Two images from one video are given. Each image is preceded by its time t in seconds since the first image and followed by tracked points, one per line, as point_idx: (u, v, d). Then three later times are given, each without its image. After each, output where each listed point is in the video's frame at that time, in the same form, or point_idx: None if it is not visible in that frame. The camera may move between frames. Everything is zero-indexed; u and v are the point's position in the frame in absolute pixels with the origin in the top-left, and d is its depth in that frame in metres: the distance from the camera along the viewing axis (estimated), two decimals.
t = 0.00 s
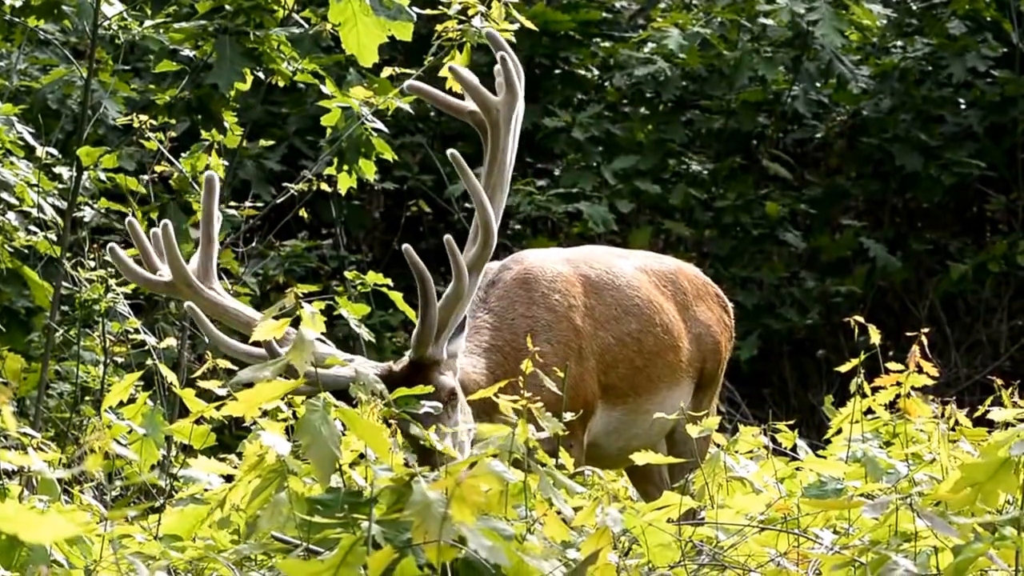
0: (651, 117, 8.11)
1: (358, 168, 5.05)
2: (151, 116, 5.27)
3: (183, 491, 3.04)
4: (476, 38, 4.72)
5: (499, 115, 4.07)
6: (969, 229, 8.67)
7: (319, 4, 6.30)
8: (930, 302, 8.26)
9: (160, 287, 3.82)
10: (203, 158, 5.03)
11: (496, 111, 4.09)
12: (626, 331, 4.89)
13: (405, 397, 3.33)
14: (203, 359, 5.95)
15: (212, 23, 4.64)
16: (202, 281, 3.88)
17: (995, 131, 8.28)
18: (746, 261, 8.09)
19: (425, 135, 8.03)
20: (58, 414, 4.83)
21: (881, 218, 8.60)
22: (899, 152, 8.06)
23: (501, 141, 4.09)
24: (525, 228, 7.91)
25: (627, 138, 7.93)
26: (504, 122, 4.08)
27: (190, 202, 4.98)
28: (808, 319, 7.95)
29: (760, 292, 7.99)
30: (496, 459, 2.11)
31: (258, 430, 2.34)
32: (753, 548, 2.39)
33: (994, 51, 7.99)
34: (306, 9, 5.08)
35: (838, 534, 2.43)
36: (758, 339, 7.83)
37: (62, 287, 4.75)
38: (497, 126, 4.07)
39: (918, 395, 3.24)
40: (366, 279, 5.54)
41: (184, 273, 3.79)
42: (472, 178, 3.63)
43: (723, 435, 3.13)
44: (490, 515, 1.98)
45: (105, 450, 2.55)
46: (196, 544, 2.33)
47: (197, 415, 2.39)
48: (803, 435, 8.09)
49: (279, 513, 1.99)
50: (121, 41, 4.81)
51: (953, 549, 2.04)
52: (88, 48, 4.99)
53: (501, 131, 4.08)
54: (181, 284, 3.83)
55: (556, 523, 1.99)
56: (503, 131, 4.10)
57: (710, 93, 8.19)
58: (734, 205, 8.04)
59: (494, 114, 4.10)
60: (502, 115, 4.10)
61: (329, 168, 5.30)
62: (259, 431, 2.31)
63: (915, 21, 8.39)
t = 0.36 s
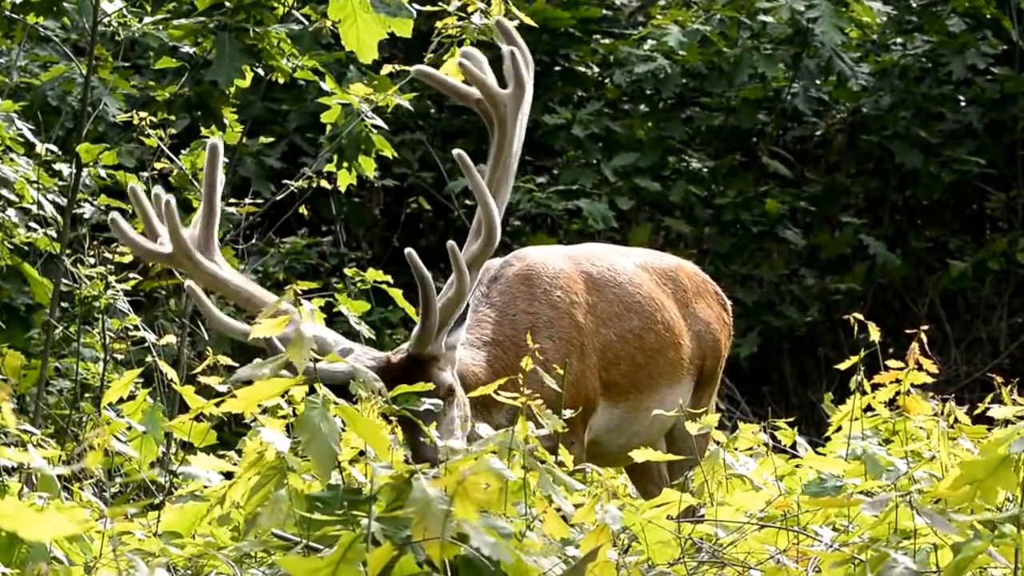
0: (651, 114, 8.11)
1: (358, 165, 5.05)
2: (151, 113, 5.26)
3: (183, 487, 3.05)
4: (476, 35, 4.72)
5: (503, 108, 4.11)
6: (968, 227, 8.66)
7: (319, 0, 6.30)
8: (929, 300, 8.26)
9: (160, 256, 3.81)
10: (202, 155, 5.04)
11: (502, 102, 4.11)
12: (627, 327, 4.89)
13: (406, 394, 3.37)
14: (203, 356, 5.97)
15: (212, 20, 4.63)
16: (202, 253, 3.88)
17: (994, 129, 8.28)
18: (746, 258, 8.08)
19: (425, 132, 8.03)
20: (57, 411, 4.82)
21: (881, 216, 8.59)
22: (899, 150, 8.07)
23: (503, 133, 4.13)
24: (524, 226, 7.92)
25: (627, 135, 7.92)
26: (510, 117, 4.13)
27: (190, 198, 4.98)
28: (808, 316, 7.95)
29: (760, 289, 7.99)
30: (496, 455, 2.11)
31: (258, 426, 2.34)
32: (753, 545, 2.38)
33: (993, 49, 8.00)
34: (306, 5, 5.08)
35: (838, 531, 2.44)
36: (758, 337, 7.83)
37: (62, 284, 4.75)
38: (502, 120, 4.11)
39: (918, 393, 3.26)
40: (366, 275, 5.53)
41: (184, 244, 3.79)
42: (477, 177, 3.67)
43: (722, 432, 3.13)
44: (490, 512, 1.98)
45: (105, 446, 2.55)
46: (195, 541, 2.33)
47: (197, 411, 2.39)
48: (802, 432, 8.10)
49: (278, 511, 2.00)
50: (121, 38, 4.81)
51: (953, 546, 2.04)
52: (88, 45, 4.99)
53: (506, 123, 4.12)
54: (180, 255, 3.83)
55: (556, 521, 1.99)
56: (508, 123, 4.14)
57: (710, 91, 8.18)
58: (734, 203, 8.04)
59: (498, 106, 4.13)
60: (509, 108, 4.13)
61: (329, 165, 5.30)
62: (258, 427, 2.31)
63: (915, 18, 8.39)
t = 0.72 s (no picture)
0: (650, 112, 8.10)
1: (357, 163, 5.05)
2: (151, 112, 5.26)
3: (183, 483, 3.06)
4: (476, 33, 4.71)
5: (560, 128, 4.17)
6: (968, 225, 8.65)
7: None
8: (929, 298, 8.26)
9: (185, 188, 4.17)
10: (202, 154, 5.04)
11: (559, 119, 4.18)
12: (625, 326, 4.89)
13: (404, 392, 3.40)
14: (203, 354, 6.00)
15: (212, 18, 4.63)
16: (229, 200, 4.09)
17: (994, 127, 8.28)
18: (745, 256, 8.06)
19: (425, 131, 8.03)
20: (57, 409, 4.84)
21: (880, 214, 8.60)
22: (899, 148, 8.07)
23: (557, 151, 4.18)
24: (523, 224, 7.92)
25: (626, 133, 7.92)
26: (571, 136, 4.19)
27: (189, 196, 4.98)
28: (807, 314, 7.95)
29: (759, 288, 7.99)
30: (496, 454, 2.11)
31: (257, 424, 2.34)
32: (751, 543, 2.38)
33: (993, 47, 8.00)
34: (305, 3, 5.07)
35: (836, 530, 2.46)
36: (757, 335, 7.83)
37: (62, 282, 4.76)
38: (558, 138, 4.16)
39: (917, 391, 3.25)
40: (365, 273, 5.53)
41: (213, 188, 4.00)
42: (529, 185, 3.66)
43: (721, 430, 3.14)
44: (489, 511, 1.98)
45: (106, 444, 2.56)
46: (194, 539, 2.33)
47: (196, 409, 2.39)
48: (801, 431, 8.11)
49: (278, 510, 2.02)
50: (121, 36, 4.81)
51: (951, 545, 2.05)
52: (88, 43, 5.00)
53: (565, 141, 4.18)
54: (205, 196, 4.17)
55: (555, 520, 2.00)
56: (568, 141, 4.20)
57: (709, 89, 8.17)
58: (733, 201, 8.05)
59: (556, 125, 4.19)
60: (571, 127, 4.19)
61: (329, 163, 5.30)
62: (258, 425, 2.31)
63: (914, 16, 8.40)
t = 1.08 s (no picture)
0: (648, 112, 8.10)
1: (355, 163, 5.05)
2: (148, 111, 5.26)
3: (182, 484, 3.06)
4: (473, 33, 4.70)
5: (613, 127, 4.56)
6: (966, 225, 8.64)
7: None
8: (927, 299, 8.27)
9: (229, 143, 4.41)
10: (201, 154, 5.04)
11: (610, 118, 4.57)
12: (619, 326, 4.90)
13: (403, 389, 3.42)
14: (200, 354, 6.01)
15: (210, 18, 4.63)
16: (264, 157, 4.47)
17: (992, 127, 8.28)
18: (743, 257, 8.07)
19: (422, 130, 8.03)
20: (54, 408, 4.84)
21: (878, 215, 8.60)
22: (897, 149, 8.08)
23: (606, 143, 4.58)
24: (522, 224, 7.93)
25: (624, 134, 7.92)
26: (621, 128, 4.55)
27: (187, 196, 4.98)
28: (805, 315, 7.95)
29: (757, 288, 7.99)
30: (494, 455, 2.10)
31: (254, 424, 2.35)
32: (749, 544, 2.38)
33: (991, 48, 8.00)
34: (303, 3, 5.07)
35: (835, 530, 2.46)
36: (755, 335, 7.83)
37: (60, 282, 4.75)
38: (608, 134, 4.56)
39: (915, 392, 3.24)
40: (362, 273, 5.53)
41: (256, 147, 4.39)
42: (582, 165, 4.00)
43: (719, 431, 3.14)
44: (487, 511, 1.98)
45: (104, 444, 2.58)
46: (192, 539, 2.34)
47: (194, 410, 2.40)
48: (799, 431, 8.12)
49: (275, 509, 2.03)
50: (119, 35, 4.81)
51: (948, 546, 2.05)
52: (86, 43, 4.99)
53: (614, 133, 4.55)
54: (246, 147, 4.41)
55: (553, 519, 2.00)
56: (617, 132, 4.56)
57: (707, 89, 8.18)
58: (731, 202, 8.05)
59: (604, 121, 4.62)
60: (623, 120, 4.55)
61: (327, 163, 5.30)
62: (255, 427, 2.32)
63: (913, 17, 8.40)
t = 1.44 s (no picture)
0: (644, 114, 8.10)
1: (351, 164, 5.04)
2: (144, 114, 5.26)
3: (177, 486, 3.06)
4: (469, 35, 4.72)
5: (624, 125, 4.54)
6: (962, 227, 8.65)
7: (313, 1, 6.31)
8: (922, 301, 8.27)
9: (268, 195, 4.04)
10: (197, 155, 5.04)
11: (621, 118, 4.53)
12: (611, 325, 4.90)
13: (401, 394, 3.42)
14: (197, 355, 6.03)
15: (205, 19, 4.62)
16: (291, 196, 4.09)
17: (988, 130, 8.28)
18: (739, 259, 8.09)
19: (418, 132, 8.04)
20: (50, 410, 4.84)
21: (874, 217, 8.60)
22: (892, 151, 8.09)
23: (619, 142, 4.56)
24: (518, 227, 7.93)
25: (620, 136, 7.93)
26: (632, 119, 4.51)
27: (183, 198, 4.98)
28: (801, 317, 7.95)
29: (752, 291, 8.00)
30: (489, 456, 2.11)
31: (250, 427, 2.35)
32: (745, 546, 2.38)
33: (987, 50, 8.00)
34: (299, 6, 5.08)
35: (831, 532, 2.47)
36: (751, 338, 7.83)
37: (56, 284, 4.75)
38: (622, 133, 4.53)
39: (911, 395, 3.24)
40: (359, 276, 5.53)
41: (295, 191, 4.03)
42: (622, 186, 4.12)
43: (715, 434, 3.16)
44: (483, 513, 1.98)
45: (100, 446, 2.59)
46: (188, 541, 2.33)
47: (190, 411, 2.40)
48: (795, 433, 8.13)
49: (270, 512, 2.03)
50: (115, 37, 4.81)
51: (944, 548, 2.06)
52: (82, 45, 4.99)
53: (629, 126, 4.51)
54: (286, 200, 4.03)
55: (549, 521, 2.00)
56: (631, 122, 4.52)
57: (703, 91, 8.24)
58: (727, 204, 8.05)
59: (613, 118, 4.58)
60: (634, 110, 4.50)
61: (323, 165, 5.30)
62: (251, 429, 2.32)
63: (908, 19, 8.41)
